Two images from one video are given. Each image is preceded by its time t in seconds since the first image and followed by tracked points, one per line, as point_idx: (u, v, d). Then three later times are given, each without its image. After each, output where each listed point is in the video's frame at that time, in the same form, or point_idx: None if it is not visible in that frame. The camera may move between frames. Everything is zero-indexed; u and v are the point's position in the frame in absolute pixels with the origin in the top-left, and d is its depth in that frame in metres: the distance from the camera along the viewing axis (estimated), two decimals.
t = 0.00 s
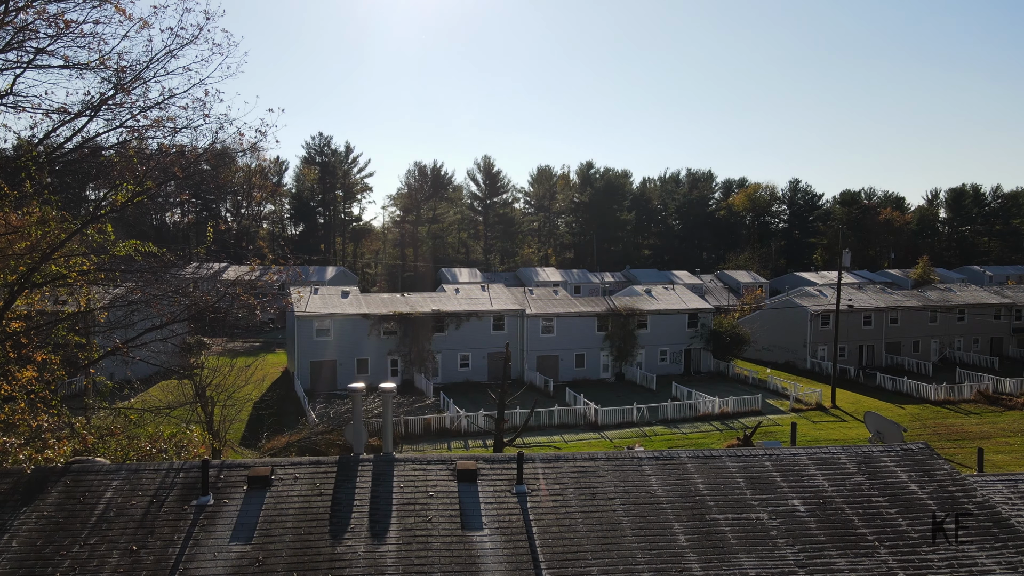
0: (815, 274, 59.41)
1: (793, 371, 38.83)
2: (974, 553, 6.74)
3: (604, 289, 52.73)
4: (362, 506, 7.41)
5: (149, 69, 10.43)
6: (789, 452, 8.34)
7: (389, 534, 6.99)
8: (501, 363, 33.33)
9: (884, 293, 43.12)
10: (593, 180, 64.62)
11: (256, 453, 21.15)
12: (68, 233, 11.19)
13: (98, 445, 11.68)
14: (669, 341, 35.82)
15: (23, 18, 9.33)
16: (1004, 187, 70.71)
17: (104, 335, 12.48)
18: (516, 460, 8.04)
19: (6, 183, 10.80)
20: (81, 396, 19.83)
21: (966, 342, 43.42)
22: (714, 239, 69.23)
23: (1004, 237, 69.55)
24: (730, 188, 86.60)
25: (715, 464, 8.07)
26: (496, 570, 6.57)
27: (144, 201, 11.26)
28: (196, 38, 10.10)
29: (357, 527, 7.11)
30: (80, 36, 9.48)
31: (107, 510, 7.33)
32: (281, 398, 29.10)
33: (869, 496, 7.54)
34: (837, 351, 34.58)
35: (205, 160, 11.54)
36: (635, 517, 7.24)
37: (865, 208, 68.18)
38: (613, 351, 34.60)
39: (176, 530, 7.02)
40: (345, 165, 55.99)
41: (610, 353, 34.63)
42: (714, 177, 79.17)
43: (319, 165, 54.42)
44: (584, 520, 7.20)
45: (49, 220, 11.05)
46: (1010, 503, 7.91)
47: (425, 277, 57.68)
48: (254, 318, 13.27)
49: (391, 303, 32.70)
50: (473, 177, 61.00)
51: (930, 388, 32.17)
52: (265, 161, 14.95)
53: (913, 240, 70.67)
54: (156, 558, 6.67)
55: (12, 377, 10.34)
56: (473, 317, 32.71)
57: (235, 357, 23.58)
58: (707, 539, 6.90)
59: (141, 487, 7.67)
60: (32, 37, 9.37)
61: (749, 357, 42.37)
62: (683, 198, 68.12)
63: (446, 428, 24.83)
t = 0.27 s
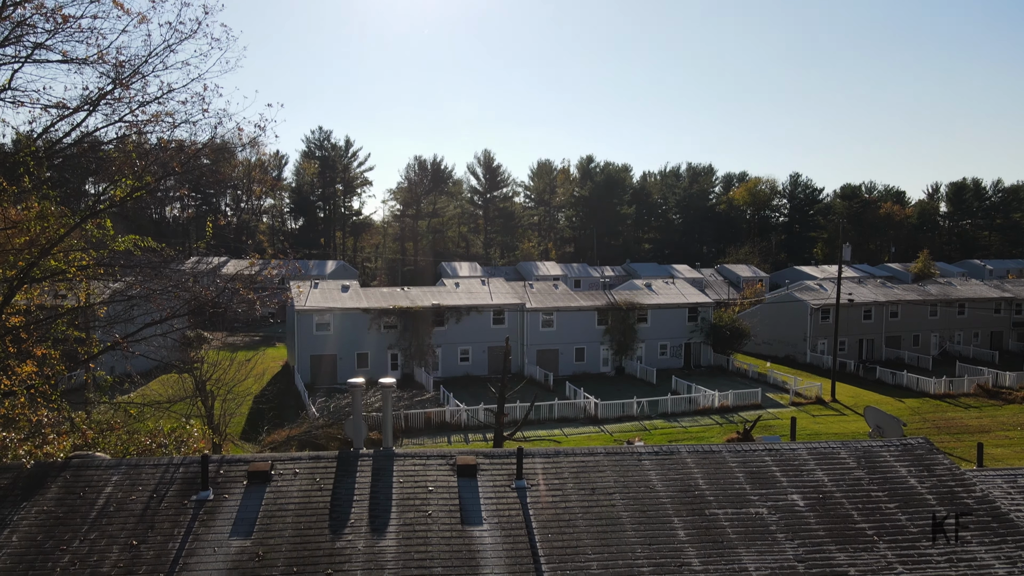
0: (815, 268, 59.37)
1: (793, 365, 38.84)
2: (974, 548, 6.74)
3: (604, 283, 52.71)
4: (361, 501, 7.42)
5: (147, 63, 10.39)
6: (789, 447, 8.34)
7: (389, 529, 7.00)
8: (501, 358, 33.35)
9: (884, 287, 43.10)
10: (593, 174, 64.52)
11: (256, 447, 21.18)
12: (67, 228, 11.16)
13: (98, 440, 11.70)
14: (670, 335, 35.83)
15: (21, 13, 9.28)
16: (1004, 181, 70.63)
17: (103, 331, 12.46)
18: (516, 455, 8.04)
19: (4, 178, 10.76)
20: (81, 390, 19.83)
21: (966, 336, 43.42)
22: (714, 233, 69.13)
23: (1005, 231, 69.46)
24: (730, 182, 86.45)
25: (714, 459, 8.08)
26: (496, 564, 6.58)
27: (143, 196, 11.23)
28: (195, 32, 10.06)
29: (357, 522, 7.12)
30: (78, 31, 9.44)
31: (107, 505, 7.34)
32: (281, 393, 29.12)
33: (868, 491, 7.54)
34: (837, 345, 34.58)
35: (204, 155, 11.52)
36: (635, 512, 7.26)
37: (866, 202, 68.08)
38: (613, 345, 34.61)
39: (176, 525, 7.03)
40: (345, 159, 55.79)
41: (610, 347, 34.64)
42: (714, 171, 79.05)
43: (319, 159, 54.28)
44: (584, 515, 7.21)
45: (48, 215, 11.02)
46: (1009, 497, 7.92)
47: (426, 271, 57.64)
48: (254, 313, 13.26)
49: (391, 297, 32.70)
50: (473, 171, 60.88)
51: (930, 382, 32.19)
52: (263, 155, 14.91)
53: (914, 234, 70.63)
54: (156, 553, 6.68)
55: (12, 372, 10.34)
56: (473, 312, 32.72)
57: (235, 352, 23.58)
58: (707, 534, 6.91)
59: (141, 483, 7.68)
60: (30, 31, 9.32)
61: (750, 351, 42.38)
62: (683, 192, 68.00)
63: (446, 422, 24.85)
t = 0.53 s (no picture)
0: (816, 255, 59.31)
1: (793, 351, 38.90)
2: (972, 536, 6.76)
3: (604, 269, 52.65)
4: (361, 490, 7.44)
5: (144, 49, 10.30)
6: (788, 435, 8.36)
7: (389, 518, 7.03)
8: (501, 344, 33.39)
9: (885, 274, 43.06)
10: (593, 160, 64.29)
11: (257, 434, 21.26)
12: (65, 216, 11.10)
13: (99, 429, 11.73)
14: (669, 322, 35.85)
15: None
16: (1006, 166, 70.36)
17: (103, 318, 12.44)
18: (516, 443, 8.06)
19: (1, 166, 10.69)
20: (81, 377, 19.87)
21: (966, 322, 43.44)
22: (715, 219, 68.99)
23: (1005, 217, 69.32)
24: (730, 168, 86.18)
25: (713, 447, 8.10)
26: (496, 552, 6.62)
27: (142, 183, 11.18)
28: (192, 17, 9.97)
29: (357, 510, 7.14)
30: (74, 17, 9.35)
31: (107, 494, 7.36)
32: (281, 379, 29.20)
33: (866, 480, 7.56)
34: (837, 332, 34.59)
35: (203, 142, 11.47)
36: (634, 500, 7.28)
37: (867, 187, 67.87)
38: (613, 332, 34.64)
39: (177, 514, 7.05)
40: (345, 145, 55.46)
41: (610, 334, 34.67)
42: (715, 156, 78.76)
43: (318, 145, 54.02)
44: (583, 504, 7.24)
45: (46, 203, 10.97)
46: (1006, 485, 7.93)
47: (426, 258, 57.59)
48: (254, 301, 13.25)
49: (391, 284, 32.67)
50: (473, 157, 60.63)
51: (930, 369, 32.24)
52: (262, 141, 14.83)
53: (914, 220, 70.54)
54: (157, 542, 6.71)
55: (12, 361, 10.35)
56: (473, 298, 32.71)
57: (235, 339, 23.61)
58: (706, 522, 6.94)
59: (142, 471, 7.70)
60: (26, 17, 9.23)
61: (749, 337, 42.43)
62: (684, 178, 67.79)
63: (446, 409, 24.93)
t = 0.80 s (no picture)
0: (816, 253, 59.30)
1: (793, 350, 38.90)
2: (971, 539, 6.75)
3: (604, 268, 52.63)
4: (361, 492, 7.44)
5: (143, 49, 10.28)
6: (787, 436, 8.36)
7: (389, 520, 7.02)
8: (501, 343, 33.39)
9: (885, 272, 43.04)
10: (593, 158, 64.28)
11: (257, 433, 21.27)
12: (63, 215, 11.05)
13: (98, 429, 11.71)
14: (669, 320, 35.85)
15: None
16: (1006, 165, 70.33)
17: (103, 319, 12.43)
18: (515, 445, 8.06)
19: None
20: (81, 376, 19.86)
21: (965, 321, 43.43)
22: (715, 217, 68.97)
23: (1005, 215, 69.30)
24: (730, 166, 86.15)
25: (712, 449, 8.10)
26: (494, 554, 6.62)
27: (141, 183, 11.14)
28: (192, 16, 9.93)
29: (357, 512, 7.14)
30: (73, 16, 9.33)
31: (107, 495, 7.36)
32: (281, 379, 29.20)
33: (866, 481, 7.56)
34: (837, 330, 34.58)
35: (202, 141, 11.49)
36: (633, 502, 7.28)
37: (867, 185, 67.83)
38: (613, 330, 34.62)
39: (176, 516, 7.05)
40: (345, 143, 55.37)
41: (610, 333, 34.66)
42: (715, 154, 78.74)
43: (318, 144, 53.98)
44: (583, 505, 7.23)
45: (45, 203, 10.91)
46: (1006, 487, 7.92)
47: (426, 256, 57.61)
48: (253, 301, 13.25)
49: (391, 283, 32.67)
50: (473, 155, 60.58)
51: (930, 367, 32.21)
52: (261, 140, 14.81)
53: (914, 219, 70.58)
54: (157, 544, 6.71)
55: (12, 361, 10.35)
56: (473, 297, 32.70)
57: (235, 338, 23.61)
58: (706, 524, 6.93)
59: (141, 473, 7.70)
60: (25, 17, 9.21)
61: (749, 336, 42.44)
62: (683, 177, 67.78)
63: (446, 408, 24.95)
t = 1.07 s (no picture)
0: (816, 253, 59.28)
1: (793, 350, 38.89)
2: (971, 543, 6.74)
3: (604, 268, 52.62)
4: (361, 496, 7.44)
5: (143, 51, 10.27)
6: (787, 439, 8.35)
7: (388, 524, 7.02)
8: (501, 344, 33.39)
9: (885, 272, 43.04)
10: (593, 158, 64.25)
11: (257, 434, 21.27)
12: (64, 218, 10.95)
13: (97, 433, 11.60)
14: (669, 321, 35.85)
15: (15, 2, 9.16)
16: (1006, 164, 70.25)
17: (103, 321, 12.43)
18: (515, 449, 8.06)
19: None
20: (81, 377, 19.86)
21: (965, 321, 43.43)
22: (715, 218, 68.90)
23: (1005, 215, 69.27)
24: (730, 167, 86.16)
25: (712, 452, 8.10)
26: (494, 558, 6.61)
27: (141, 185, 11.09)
28: (191, 19, 9.93)
29: (356, 517, 7.14)
30: (73, 19, 9.32)
31: (106, 500, 7.36)
32: (281, 379, 29.19)
33: (866, 485, 7.54)
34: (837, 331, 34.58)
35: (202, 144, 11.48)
36: (632, 506, 7.27)
37: (868, 185, 67.76)
38: (613, 331, 34.62)
39: (176, 520, 7.05)
40: (345, 143, 55.32)
41: (610, 333, 34.66)
42: (715, 155, 78.71)
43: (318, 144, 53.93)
44: (583, 509, 7.23)
45: (46, 206, 10.79)
46: (1006, 490, 7.90)
47: (426, 256, 57.58)
48: (253, 303, 13.25)
49: (391, 283, 32.67)
50: (473, 155, 60.56)
51: (929, 368, 32.21)
52: (261, 141, 14.81)
53: (914, 219, 70.51)
54: (156, 548, 6.71)
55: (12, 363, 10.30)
56: (473, 298, 32.70)
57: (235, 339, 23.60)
58: (706, 528, 6.93)
59: (141, 477, 7.70)
60: (25, 20, 9.20)
61: (749, 336, 42.44)
62: (683, 177, 67.79)
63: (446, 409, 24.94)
